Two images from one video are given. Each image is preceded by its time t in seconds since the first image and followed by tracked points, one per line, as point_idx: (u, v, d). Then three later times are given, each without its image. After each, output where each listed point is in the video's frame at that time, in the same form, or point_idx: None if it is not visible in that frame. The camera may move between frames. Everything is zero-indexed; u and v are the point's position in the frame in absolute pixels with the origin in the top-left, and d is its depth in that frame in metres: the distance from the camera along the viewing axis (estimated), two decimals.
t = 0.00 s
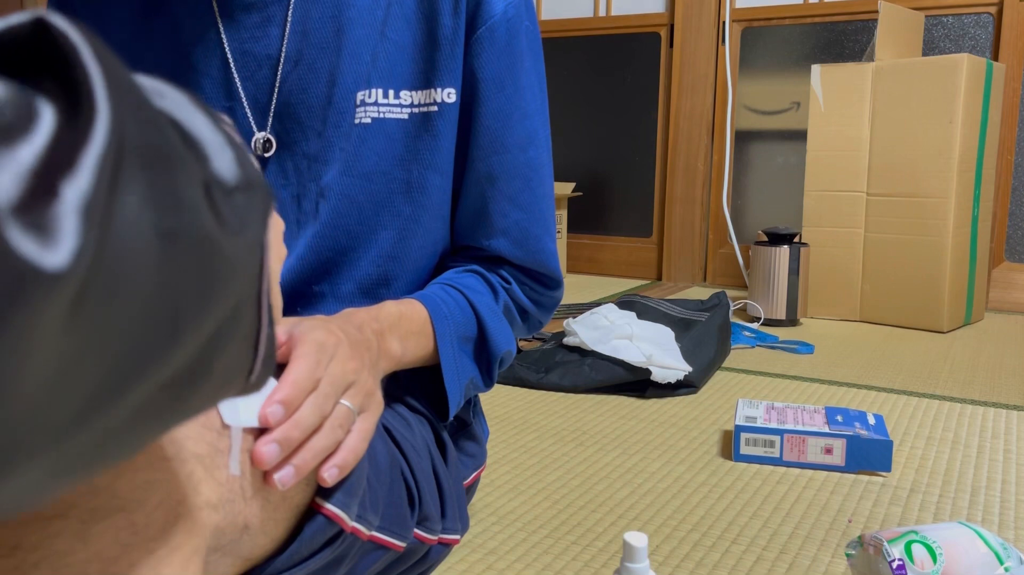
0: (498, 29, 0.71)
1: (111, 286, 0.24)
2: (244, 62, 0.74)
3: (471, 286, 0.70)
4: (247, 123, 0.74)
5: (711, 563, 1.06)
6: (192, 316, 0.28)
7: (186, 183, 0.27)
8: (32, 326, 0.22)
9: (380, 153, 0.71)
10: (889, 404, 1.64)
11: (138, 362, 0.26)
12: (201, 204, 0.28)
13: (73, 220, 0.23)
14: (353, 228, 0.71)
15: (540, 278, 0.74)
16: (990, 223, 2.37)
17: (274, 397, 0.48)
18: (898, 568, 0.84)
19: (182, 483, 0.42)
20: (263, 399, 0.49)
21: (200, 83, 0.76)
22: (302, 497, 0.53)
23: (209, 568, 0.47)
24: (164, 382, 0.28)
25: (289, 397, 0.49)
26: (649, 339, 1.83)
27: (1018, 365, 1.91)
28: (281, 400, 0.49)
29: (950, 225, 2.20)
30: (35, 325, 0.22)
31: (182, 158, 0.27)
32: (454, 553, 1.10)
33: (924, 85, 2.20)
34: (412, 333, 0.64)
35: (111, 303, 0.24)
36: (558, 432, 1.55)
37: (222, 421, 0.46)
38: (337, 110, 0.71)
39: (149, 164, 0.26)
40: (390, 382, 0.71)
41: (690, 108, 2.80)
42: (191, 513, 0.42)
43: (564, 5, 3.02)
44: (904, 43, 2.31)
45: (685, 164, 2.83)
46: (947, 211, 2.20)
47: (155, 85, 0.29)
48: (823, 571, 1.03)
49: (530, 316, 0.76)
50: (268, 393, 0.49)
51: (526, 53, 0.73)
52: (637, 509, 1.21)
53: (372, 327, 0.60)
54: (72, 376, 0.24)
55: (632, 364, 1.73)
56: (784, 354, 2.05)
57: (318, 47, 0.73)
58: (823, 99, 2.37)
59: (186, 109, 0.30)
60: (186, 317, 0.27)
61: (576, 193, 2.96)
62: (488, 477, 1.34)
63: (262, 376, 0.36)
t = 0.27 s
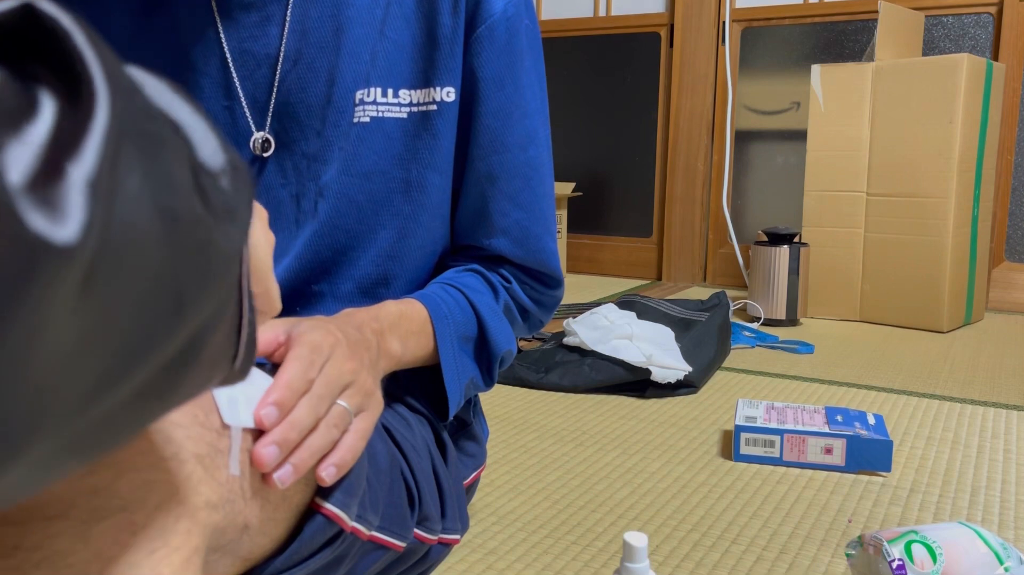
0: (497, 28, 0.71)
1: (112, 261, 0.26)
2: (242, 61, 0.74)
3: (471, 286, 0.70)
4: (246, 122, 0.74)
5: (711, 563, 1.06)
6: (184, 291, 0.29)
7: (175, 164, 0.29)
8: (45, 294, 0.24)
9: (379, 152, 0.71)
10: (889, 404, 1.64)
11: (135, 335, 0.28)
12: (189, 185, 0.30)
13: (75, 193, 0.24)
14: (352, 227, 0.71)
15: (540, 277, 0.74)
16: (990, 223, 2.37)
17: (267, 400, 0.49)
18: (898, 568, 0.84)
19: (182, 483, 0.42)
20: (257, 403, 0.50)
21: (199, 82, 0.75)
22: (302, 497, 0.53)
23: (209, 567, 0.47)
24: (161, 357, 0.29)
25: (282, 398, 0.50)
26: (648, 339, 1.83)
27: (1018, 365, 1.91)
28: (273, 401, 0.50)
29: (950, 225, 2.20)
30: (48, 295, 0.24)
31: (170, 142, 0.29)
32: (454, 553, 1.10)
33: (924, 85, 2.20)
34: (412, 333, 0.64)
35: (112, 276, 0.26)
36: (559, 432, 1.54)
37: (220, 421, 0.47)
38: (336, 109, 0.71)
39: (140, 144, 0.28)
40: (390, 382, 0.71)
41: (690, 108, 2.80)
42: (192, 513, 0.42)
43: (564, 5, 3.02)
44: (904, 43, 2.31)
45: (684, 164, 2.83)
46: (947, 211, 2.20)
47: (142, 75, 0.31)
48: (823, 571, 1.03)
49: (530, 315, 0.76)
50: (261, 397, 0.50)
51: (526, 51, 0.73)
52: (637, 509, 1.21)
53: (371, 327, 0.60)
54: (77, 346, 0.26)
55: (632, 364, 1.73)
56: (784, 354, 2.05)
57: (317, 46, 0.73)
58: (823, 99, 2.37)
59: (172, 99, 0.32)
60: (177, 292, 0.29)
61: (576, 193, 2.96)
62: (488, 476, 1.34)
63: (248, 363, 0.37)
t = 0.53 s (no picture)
0: (497, 27, 0.71)
1: (104, 257, 0.27)
2: (241, 60, 0.74)
3: (471, 285, 0.70)
4: (244, 122, 0.74)
5: (711, 563, 1.06)
6: (169, 284, 0.31)
7: (157, 162, 0.30)
8: (45, 295, 0.25)
9: (378, 151, 0.71)
10: (889, 404, 1.64)
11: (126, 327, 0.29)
12: (171, 182, 0.31)
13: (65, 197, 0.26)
14: (352, 227, 0.71)
15: (540, 276, 0.74)
16: (990, 223, 2.37)
17: (269, 401, 0.50)
18: (898, 568, 0.84)
19: (183, 484, 0.42)
20: (259, 403, 0.50)
21: (197, 81, 0.75)
22: (302, 498, 0.53)
23: (210, 568, 0.47)
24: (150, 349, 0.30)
25: (284, 399, 0.50)
26: (648, 339, 1.83)
27: (1018, 365, 1.91)
28: (275, 402, 0.50)
29: (950, 225, 2.20)
30: (48, 294, 0.25)
31: (151, 138, 0.30)
32: (454, 553, 1.10)
33: (924, 85, 2.20)
34: (412, 333, 0.64)
35: (106, 272, 0.27)
36: (558, 432, 1.54)
37: (223, 421, 0.47)
38: (335, 109, 0.71)
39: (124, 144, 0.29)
40: (390, 383, 0.71)
41: (690, 108, 2.80)
42: (194, 513, 0.42)
43: (564, 5, 3.02)
44: (904, 43, 2.32)
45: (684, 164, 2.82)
46: (947, 211, 2.20)
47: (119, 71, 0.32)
48: (823, 571, 1.03)
49: (531, 315, 0.76)
50: (263, 398, 0.50)
51: (525, 51, 0.73)
52: (636, 509, 1.21)
53: (370, 328, 0.60)
54: (78, 342, 0.27)
55: (632, 364, 1.73)
56: (783, 354, 2.05)
57: (316, 45, 0.73)
58: (823, 98, 2.37)
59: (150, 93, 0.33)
60: (162, 286, 0.30)
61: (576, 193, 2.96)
62: (487, 476, 1.34)
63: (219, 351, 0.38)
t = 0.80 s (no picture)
0: (497, 27, 0.71)
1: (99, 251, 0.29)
2: (241, 60, 0.74)
3: (473, 286, 0.70)
4: (243, 121, 0.74)
5: (711, 563, 1.06)
6: (155, 275, 0.32)
7: (144, 158, 0.32)
8: (46, 286, 0.27)
9: (378, 151, 0.71)
10: (889, 404, 1.64)
11: (117, 315, 0.31)
12: (156, 176, 0.32)
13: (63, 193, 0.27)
14: (351, 227, 0.71)
15: (541, 276, 0.74)
16: (990, 223, 2.37)
17: (273, 401, 0.50)
18: (898, 568, 0.84)
19: (190, 485, 0.42)
20: (264, 403, 0.50)
21: (197, 81, 0.75)
22: (306, 499, 0.53)
23: (215, 569, 0.47)
24: (138, 337, 0.32)
25: (288, 399, 0.50)
26: (648, 339, 1.83)
27: (1018, 365, 1.91)
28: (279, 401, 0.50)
29: (950, 224, 2.20)
30: (47, 286, 0.27)
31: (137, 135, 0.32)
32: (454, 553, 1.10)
33: (923, 85, 2.20)
34: (414, 333, 0.64)
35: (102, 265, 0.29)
36: (558, 432, 1.54)
37: (230, 422, 0.47)
38: (335, 108, 0.71)
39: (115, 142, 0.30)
40: (391, 384, 0.70)
41: (690, 108, 2.80)
42: (200, 515, 0.42)
43: (564, 5, 3.02)
44: (904, 44, 2.32)
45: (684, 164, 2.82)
46: (947, 211, 2.20)
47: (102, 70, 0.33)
48: (823, 571, 1.03)
49: (532, 315, 0.75)
50: (268, 398, 0.50)
51: (525, 51, 0.73)
52: (636, 509, 1.21)
53: (373, 328, 0.60)
54: (76, 332, 0.29)
55: (632, 364, 1.73)
56: (783, 354, 2.05)
57: (316, 44, 0.73)
58: (822, 98, 2.37)
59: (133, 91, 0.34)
60: (148, 277, 0.32)
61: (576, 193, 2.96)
62: (487, 476, 1.34)
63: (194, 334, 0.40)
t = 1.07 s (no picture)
0: (496, 27, 0.71)
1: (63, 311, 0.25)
2: (240, 60, 0.74)
3: (474, 286, 0.70)
4: (242, 122, 0.74)
5: (711, 563, 1.05)
6: (145, 328, 0.29)
7: (134, 196, 0.28)
8: None
9: (378, 152, 0.71)
10: (889, 404, 1.64)
11: (91, 376, 0.27)
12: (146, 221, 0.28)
13: (23, 260, 0.24)
14: (352, 227, 0.71)
15: (542, 276, 0.74)
16: (989, 223, 2.38)
17: (275, 401, 0.50)
18: (898, 568, 0.84)
19: (192, 486, 0.42)
20: (265, 404, 0.50)
21: (197, 82, 0.75)
22: (309, 499, 0.53)
23: (217, 569, 0.47)
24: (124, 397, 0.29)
25: (289, 399, 0.50)
26: (648, 339, 1.83)
27: (1018, 365, 1.91)
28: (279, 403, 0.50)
29: (950, 225, 2.20)
30: None
31: (132, 171, 0.28)
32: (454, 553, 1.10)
33: (924, 85, 2.20)
34: (414, 333, 0.64)
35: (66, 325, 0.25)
36: (558, 432, 1.54)
37: (232, 422, 0.47)
38: (335, 109, 0.71)
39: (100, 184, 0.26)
40: (391, 384, 0.70)
41: (690, 108, 2.80)
42: (203, 515, 0.42)
43: (564, 5, 3.02)
44: (904, 44, 2.32)
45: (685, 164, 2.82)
46: (947, 212, 2.20)
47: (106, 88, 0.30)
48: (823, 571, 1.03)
49: (533, 315, 0.75)
50: (268, 399, 0.50)
51: (524, 51, 0.73)
52: (637, 509, 1.21)
53: (374, 328, 0.60)
54: (28, 405, 0.25)
55: (632, 364, 1.73)
56: (784, 354, 2.05)
57: (316, 45, 0.73)
58: (822, 98, 2.37)
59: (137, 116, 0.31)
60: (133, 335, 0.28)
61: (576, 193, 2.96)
62: (488, 476, 1.34)
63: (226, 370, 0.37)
